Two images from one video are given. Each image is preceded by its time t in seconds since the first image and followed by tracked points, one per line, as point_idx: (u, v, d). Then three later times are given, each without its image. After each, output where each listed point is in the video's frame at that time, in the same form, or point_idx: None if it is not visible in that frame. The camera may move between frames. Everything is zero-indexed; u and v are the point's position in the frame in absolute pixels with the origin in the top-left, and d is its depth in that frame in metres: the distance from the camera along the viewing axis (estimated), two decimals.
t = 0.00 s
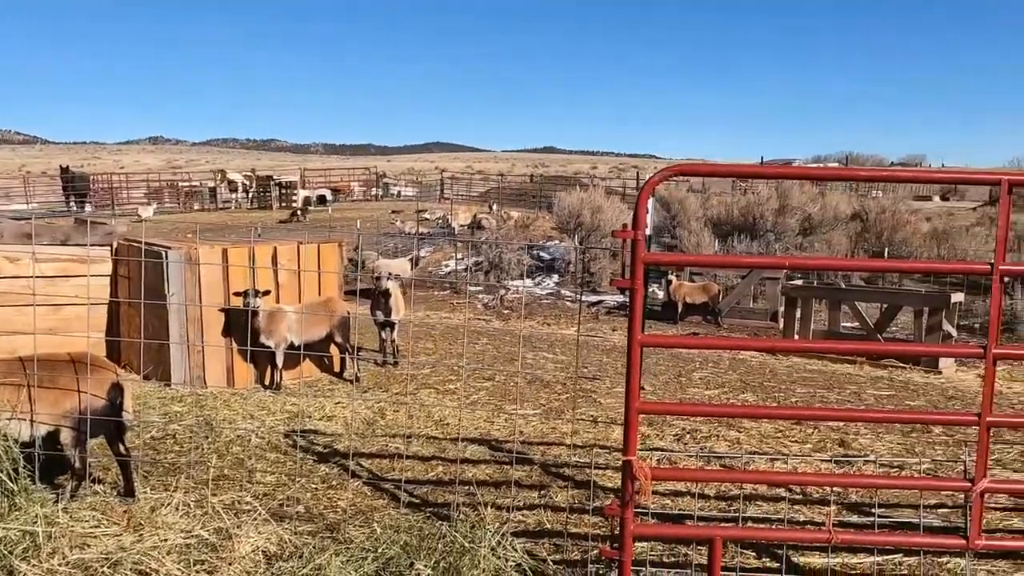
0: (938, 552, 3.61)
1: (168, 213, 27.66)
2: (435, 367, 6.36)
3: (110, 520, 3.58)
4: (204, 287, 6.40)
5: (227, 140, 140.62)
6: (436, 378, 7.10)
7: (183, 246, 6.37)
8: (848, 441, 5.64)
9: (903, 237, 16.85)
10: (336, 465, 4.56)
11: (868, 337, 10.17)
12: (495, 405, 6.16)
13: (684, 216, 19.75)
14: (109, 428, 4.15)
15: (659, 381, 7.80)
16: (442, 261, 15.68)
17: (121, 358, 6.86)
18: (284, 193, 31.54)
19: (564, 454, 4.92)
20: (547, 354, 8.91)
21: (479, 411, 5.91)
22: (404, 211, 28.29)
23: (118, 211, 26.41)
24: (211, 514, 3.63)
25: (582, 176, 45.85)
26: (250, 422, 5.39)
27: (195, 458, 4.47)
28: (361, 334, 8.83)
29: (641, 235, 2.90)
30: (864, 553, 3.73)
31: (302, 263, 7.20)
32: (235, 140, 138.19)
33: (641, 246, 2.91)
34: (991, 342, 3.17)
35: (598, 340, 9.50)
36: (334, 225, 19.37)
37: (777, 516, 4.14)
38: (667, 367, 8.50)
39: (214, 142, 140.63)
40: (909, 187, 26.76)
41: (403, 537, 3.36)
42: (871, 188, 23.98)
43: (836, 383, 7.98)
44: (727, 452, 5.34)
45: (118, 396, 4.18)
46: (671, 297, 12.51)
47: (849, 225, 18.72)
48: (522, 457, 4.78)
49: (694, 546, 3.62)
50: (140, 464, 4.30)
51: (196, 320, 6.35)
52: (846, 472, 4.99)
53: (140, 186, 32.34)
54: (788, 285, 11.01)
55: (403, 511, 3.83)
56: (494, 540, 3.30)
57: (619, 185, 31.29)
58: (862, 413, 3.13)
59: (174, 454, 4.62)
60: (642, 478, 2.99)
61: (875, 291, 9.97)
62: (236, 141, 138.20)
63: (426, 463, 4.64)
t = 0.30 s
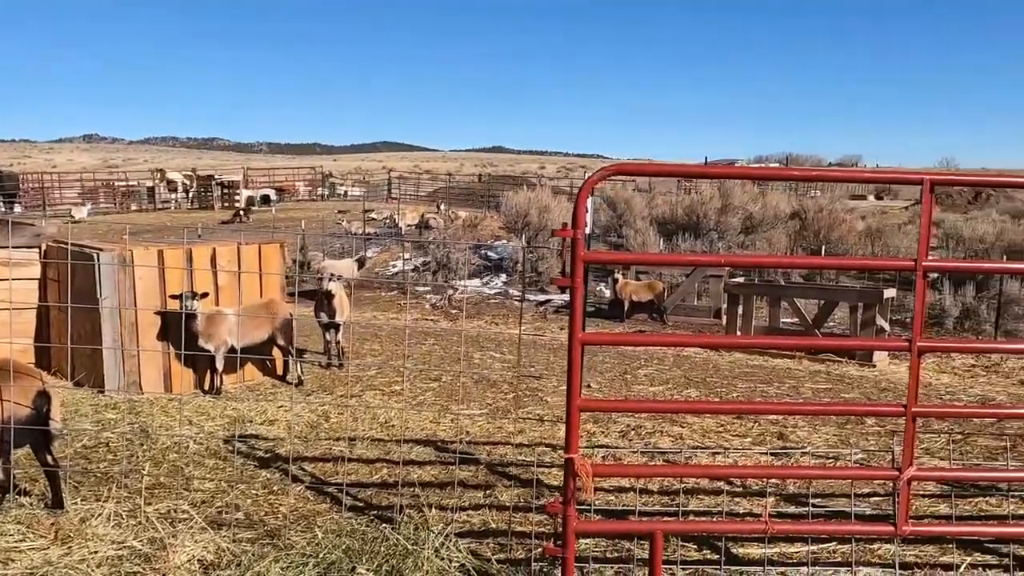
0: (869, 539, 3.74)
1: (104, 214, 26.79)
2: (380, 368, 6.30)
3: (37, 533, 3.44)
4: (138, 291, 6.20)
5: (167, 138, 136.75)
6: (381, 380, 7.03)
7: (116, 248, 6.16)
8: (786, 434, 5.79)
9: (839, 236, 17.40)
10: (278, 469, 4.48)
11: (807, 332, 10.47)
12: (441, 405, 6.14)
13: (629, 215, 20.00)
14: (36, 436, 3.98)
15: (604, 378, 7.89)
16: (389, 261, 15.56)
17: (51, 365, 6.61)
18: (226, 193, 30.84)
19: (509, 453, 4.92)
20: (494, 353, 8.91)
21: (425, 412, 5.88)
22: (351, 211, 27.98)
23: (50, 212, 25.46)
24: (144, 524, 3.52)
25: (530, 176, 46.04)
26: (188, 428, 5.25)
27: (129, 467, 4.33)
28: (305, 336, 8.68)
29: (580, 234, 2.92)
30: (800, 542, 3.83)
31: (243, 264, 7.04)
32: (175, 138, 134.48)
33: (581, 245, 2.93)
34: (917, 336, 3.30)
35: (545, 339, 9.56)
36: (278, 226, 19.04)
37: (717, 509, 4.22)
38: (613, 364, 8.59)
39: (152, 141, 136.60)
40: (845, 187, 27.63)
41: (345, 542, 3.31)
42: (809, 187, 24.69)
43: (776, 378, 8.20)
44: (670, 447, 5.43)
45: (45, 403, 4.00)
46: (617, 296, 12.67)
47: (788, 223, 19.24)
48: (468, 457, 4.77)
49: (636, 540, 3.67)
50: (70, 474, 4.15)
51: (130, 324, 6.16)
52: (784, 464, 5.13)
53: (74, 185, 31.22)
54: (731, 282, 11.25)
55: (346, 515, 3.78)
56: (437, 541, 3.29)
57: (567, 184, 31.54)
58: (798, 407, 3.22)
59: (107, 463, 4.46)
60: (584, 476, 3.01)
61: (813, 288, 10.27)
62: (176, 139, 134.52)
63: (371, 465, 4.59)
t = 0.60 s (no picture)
0: (815, 531, 3.84)
1: (49, 214, 25.95)
2: (333, 370, 6.23)
3: None
4: (81, 293, 6.03)
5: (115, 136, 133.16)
6: (335, 381, 6.96)
7: (56, 250, 5.97)
8: (737, 429, 5.90)
9: (790, 234, 17.78)
10: (227, 475, 4.39)
11: (758, 329, 10.68)
12: (396, 406, 6.10)
13: (586, 214, 20.13)
14: None
15: (560, 377, 7.93)
16: (345, 261, 15.40)
17: None
18: (177, 193, 30.13)
19: (464, 454, 4.91)
20: (451, 353, 8.89)
21: (380, 414, 5.83)
22: (307, 211, 27.62)
23: None
24: (86, 534, 3.43)
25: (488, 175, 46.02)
26: (135, 434, 5.12)
27: (71, 476, 4.20)
28: (258, 339, 8.54)
29: (529, 234, 2.93)
30: (748, 535, 3.91)
31: (191, 266, 6.89)
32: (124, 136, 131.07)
33: (530, 244, 2.94)
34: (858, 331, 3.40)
35: (502, 339, 9.57)
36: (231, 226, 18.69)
37: (669, 505, 4.29)
38: (569, 363, 8.64)
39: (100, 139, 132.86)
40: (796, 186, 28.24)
41: (295, 547, 3.28)
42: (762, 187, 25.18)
43: (728, 374, 8.35)
44: (624, 444, 5.49)
45: None
46: (574, 295, 12.75)
47: (741, 222, 19.59)
48: (422, 459, 4.74)
49: (589, 537, 3.70)
50: (8, 484, 4.00)
51: (73, 328, 5.98)
52: (735, 459, 5.23)
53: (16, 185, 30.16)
54: (685, 280, 11.41)
55: (297, 519, 3.73)
56: (389, 543, 3.28)
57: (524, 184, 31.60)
58: (745, 402, 3.29)
59: (47, 471, 4.33)
60: (535, 474, 3.01)
61: (764, 285, 10.47)
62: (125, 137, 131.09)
63: (323, 469, 4.54)
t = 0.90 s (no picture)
0: (765, 526, 3.92)
1: None
2: (287, 375, 6.15)
3: None
4: (23, 299, 5.85)
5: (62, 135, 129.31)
6: (291, 386, 6.87)
7: None
8: (692, 428, 5.99)
9: (745, 235, 18.11)
10: (177, 483, 4.31)
11: (714, 328, 10.84)
12: (352, 410, 6.05)
13: (545, 216, 20.21)
14: None
15: (519, 378, 7.94)
16: (302, 264, 15.21)
17: None
18: (128, 194, 29.38)
19: (420, 457, 4.89)
20: (409, 356, 8.85)
21: (335, 419, 5.78)
22: (263, 213, 27.21)
23: None
24: (26, 548, 3.32)
25: (447, 176, 45.88)
26: (80, 443, 4.98)
27: (11, 488, 4.07)
28: (211, 344, 8.39)
29: (481, 236, 2.93)
30: (701, 533, 3.97)
31: (139, 270, 6.74)
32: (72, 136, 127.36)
33: (482, 247, 2.95)
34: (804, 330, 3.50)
35: (461, 341, 9.55)
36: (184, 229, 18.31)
37: (624, 504, 4.33)
38: (528, 364, 8.65)
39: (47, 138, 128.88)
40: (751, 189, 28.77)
41: (246, 555, 3.23)
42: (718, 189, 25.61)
43: (684, 374, 8.47)
44: (581, 445, 5.53)
45: None
46: (533, 296, 12.79)
47: (697, 223, 19.89)
48: (378, 463, 4.71)
49: (544, 538, 3.72)
50: None
51: (14, 335, 5.80)
52: (689, 458, 5.30)
53: None
54: (642, 281, 11.53)
55: (248, 527, 3.67)
56: (342, 549, 3.25)
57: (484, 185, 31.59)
58: (696, 401, 3.35)
59: None
60: (488, 478, 3.02)
61: (719, 286, 10.64)
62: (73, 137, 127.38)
63: (277, 475, 4.48)
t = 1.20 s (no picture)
0: (710, 529, 3.99)
1: None
2: (230, 386, 6.01)
3: None
4: None
5: None
6: (234, 399, 6.72)
7: None
8: (640, 433, 6.06)
9: (691, 242, 18.44)
10: (113, 500, 4.16)
11: (662, 334, 10.99)
12: (298, 422, 5.94)
13: (495, 223, 20.24)
14: None
15: (468, 387, 7.92)
16: (247, 273, 14.91)
17: None
18: (64, 202, 28.39)
19: (367, 468, 4.83)
20: (357, 365, 8.74)
21: (280, 430, 5.67)
22: (207, 220, 26.59)
23: None
24: None
25: (397, 183, 45.59)
26: (9, 462, 4.78)
27: None
28: (151, 356, 8.15)
29: (424, 245, 2.92)
30: (647, 537, 4.01)
31: (74, 280, 6.52)
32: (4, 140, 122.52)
33: (426, 255, 2.94)
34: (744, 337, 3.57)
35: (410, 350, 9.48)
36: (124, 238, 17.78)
37: (572, 510, 4.35)
38: (477, 372, 8.64)
39: None
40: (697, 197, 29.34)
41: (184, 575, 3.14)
42: (665, 197, 26.04)
43: (633, 379, 8.56)
44: (530, 452, 5.54)
45: None
46: (483, 304, 12.78)
47: (645, 230, 20.18)
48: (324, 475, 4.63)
49: (492, 547, 3.71)
50: None
51: None
52: (637, 462, 5.36)
53: None
54: (591, 288, 11.62)
55: (188, 544, 3.57)
56: (285, 564, 3.19)
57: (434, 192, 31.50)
58: (639, 406, 3.40)
59: None
60: (435, 487, 3.00)
61: (666, 292, 10.79)
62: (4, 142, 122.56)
63: (218, 490, 4.37)
